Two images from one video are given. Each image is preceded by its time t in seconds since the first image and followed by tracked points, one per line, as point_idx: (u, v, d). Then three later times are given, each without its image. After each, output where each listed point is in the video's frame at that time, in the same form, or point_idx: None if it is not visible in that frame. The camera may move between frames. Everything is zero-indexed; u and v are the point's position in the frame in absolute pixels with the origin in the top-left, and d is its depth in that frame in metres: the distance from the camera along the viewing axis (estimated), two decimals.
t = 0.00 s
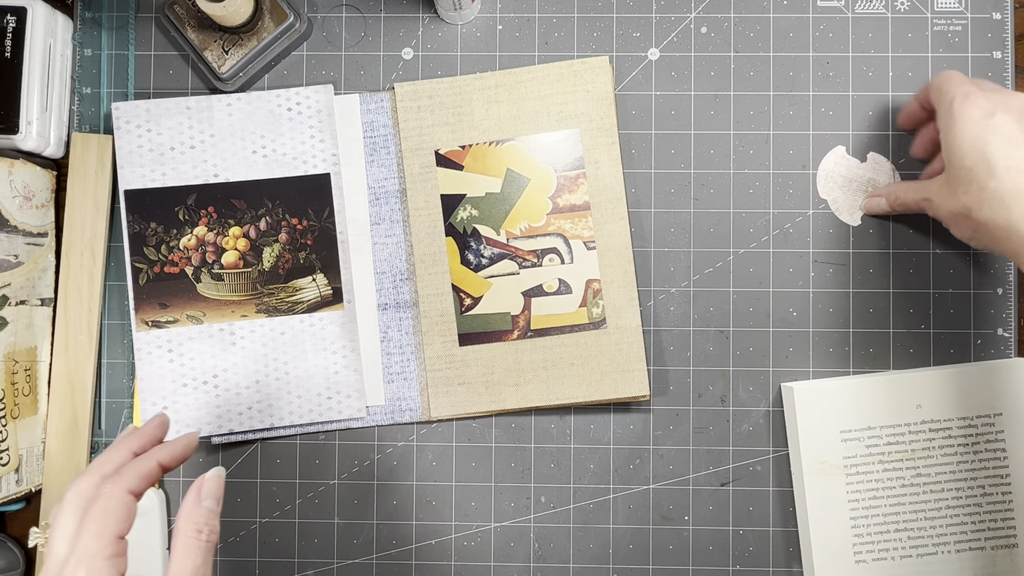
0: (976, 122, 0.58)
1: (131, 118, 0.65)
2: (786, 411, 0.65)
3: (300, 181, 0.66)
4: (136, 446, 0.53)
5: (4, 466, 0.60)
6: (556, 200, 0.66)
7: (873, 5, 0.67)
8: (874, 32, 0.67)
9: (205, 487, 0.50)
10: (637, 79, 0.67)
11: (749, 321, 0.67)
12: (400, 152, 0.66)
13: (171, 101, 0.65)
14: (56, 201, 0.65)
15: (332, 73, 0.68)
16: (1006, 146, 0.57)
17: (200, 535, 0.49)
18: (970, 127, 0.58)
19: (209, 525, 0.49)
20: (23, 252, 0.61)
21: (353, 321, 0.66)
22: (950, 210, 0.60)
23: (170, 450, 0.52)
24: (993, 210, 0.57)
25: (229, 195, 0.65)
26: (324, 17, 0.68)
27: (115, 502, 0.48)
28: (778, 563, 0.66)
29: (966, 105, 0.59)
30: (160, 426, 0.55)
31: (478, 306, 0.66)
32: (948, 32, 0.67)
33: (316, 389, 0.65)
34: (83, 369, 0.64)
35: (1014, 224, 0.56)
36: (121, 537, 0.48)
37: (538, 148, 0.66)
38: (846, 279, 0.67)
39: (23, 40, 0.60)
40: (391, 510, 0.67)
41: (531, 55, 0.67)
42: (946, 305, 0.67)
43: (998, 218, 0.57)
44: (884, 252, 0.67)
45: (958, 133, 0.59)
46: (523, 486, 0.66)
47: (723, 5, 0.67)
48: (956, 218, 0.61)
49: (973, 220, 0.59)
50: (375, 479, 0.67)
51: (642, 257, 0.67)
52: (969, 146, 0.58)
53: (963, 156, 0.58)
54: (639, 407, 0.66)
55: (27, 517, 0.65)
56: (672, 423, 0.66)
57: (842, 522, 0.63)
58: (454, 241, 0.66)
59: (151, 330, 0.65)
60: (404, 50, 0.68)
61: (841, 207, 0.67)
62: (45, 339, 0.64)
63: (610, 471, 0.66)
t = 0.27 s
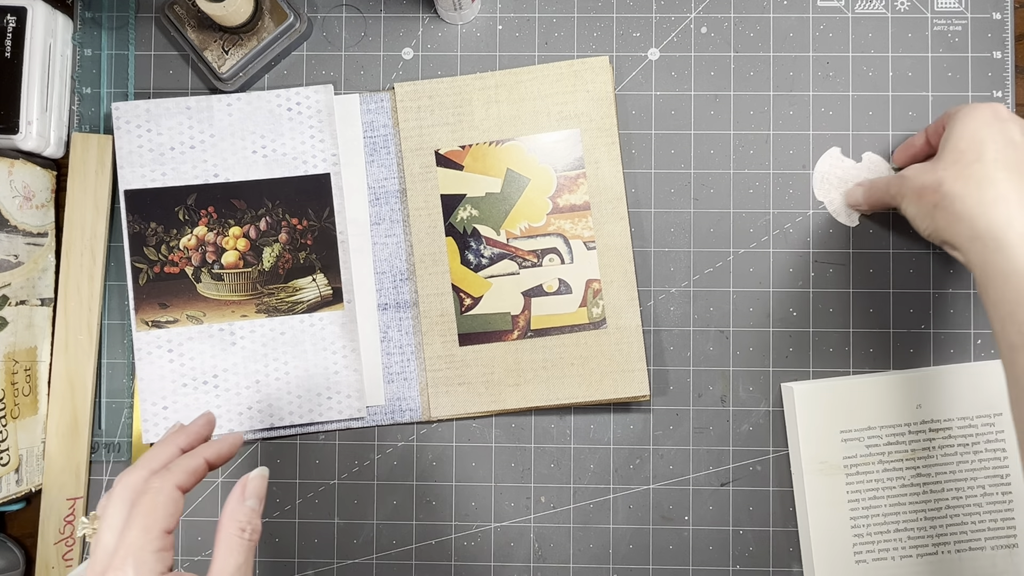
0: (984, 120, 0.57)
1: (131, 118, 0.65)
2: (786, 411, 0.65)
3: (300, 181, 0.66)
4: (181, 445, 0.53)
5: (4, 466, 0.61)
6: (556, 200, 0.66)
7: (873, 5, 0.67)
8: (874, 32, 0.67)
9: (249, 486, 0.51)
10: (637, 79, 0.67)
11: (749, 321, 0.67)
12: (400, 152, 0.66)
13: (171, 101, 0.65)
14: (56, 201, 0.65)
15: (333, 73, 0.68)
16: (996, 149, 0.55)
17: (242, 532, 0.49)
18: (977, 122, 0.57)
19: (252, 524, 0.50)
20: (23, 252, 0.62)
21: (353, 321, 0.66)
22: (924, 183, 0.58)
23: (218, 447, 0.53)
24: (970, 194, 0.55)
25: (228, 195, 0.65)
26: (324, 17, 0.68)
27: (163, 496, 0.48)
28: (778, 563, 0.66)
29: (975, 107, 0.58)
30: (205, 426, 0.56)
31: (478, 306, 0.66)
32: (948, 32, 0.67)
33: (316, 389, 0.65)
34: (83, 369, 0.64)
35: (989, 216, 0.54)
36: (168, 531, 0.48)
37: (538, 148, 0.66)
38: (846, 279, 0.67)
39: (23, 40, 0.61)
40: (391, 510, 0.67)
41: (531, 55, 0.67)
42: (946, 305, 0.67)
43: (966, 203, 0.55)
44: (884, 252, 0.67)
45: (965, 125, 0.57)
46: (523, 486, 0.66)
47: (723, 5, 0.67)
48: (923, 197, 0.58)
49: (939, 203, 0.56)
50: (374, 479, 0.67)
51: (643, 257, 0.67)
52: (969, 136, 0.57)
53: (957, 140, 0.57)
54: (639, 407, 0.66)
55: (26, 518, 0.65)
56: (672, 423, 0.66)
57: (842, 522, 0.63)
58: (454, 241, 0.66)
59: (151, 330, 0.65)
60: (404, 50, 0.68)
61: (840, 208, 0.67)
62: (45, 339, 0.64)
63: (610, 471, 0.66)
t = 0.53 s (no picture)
0: (972, 127, 0.55)
1: (131, 118, 0.65)
2: (786, 411, 0.65)
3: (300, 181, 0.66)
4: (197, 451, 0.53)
5: (4, 466, 0.61)
6: (556, 200, 0.66)
7: (873, 5, 0.67)
8: (874, 32, 0.67)
9: (265, 492, 0.50)
10: (637, 79, 0.67)
11: (749, 322, 0.67)
12: (400, 152, 0.66)
13: (171, 101, 0.65)
14: (56, 201, 0.65)
15: (333, 73, 0.68)
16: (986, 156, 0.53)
17: (258, 539, 0.48)
18: (967, 129, 0.55)
19: (267, 531, 0.49)
20: (23, 252, 0.62)
21: (353, 321, 0.66)
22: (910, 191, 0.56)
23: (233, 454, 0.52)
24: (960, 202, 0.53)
25: (229, 195, 0.65)
26: (324, 17, 0.68)
27: (181, 500, 0.47)
28: (778, 563, 0.66)
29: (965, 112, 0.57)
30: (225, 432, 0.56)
31: (478, 306, 0.66)
32: (949, 32, 0.67)
33: (316, 389, 0.65)
34: (83, 369, 0.64)
35: (979, 223, 0.51)
36: (184, 537, 0.47)
37: (538, 148, 0.66)
38: (846, 279, 0.67)
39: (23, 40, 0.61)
40: (391, 511, 0.67)
41: (531, 55, 0.67)
42: (946, 305, 0.67)
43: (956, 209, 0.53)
44: (884, 252, 0.67)
45: (952, 133, 0.56)
46: (523, 486, 0.66)
47: (723, 5, 0.67)
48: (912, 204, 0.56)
49: (927, 211, 0.54)
50: (375, 479, 0.67)
51: (643, 257, 0.67)
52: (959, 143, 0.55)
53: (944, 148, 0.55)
54: (639, 407, 0.66)
55: (27, 518, 0.65)
56: (672, 423, 0.66)
57: (842, 522, 0.63)
58: (454, 241, 0.66)
59: (151, 330, 0.65)
60: (404, 50, 0.68)
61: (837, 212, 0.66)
62: (45, 339, 0.64)
63: (610, 471, 0.66)
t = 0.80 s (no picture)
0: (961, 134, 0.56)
1: (131, 119, 0.65)
2: (786, 411, 0.65)
3: (300, 181, 0.66)
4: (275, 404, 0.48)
5: (4, 466, 0.60)
6: (556, 200, 0.66)
7: (873, 5, 0.67)
8: (874, 32, 0.67)
9: (347, 467, 0.44)
10: (637, 79, 0.67)
11: (749, 322, 0.67)
12: (400, 152, 0.66)
13: (171, 102, 0.65)
14: (56, 201, 0.65)
15: (333, 73, 0.68)
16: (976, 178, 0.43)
17: (327, 512, 0.43)
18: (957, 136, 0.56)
19: (337, 505, 0.43)
20: (23, 252, 0.62)
21: (354, 321, 0.66)
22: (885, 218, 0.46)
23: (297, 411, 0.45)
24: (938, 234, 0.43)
25: (229, 195, 0.65)
26: (324, 17, 0.68)
27: (245, 454, 0.43)
28: (778, 563, 0.66)
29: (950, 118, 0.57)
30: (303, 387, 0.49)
31: (478, 306, 0.66)
32: (948, 32, 0.67)
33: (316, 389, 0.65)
34: (83, 369, 0.64)
35: (997, 279, 0.40)
36: (247, 492, 0.42)
37: (538, 148, 0.66)
38: (846, 279, 0.67)
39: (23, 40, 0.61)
40: (391, 511, 0.67)
41: (531, 55, 0.67)
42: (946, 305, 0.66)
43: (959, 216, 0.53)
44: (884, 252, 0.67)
45: (937, 145, 0.45)
46: (523, 486, 0.66)
47: (723, 5, 0.67)
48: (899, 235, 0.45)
49: (916, 250, 0.44)
50: (374, 479, 0.67)
51: (643, 257, 0.67)
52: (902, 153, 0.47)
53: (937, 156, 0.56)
54: (639, 407, 0.66)
55: (26, 518, 0.65)
56: (672, 423, 0.66)
57: (842, 522, 0.63)
58: (455, 241, 0.66)
59: (151, 330, 0.65)
60: (404, 50, 0.68)
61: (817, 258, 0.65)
62: (45, 339, 0.64)
63: (610, 471, 0.66)
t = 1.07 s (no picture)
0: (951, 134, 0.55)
1: (131, 118, 0.65)
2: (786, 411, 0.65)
3: (300, 181, 0.66)
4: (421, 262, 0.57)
5: (4, 466, 0.60)
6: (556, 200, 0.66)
7: (873, 5, 0.67)
8: (874, 32, 0.67)
9: (472, 296, 0.50)
10: (637, 79, 0.67)
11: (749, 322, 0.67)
12: (400, 152, 0.66)
13: (171, 102, 0.65)
14: (56, 201, 0.65)
15: (332, 73, 0.68)
16: (674, 338, 0.46)
17: (443, 324, 0.48)
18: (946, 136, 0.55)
19: (451, 325, 0.49)
20: (23, 252, 0.62)
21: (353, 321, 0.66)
22: (535, 328, 0.49)
23: (434, 252, 0.56)
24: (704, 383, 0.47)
25: (229, 195, 0.65)
26: (324, 17, 0.68)
27: (376, 258, 0.52)
28: (778, 563, 0.66)
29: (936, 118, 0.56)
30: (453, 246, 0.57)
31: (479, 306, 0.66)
32: (948, 32, 0.67)
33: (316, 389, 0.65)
34: (83, 369, 0.64)
35: (730, 368, 0.46)
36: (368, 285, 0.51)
37: (538, 148, 0.66)
38: (846, 279, 0.67)
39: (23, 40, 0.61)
40: (391, 511, 0.67)
41: (531, 55, 0.67)
42: (946, 305, 0.66)
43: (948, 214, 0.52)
44: (883, 252, 0.67)
45: (626, 243, 0.48)
46: (524, 486, 0.66)
47: (723, 5, 0.67)
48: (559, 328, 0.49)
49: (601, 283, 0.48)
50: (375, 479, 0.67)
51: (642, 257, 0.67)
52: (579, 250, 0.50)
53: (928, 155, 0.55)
54: (639, 407, 0.66)
55: (26, 518, 0.65)
56: (672, 423, 0.66)
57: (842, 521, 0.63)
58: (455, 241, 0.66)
59: (151, 330, 0.65)
60: (404, 50, 0.68)
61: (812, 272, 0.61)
62: (45, 339, 0.64)
63: (610, 471, 0.66)
